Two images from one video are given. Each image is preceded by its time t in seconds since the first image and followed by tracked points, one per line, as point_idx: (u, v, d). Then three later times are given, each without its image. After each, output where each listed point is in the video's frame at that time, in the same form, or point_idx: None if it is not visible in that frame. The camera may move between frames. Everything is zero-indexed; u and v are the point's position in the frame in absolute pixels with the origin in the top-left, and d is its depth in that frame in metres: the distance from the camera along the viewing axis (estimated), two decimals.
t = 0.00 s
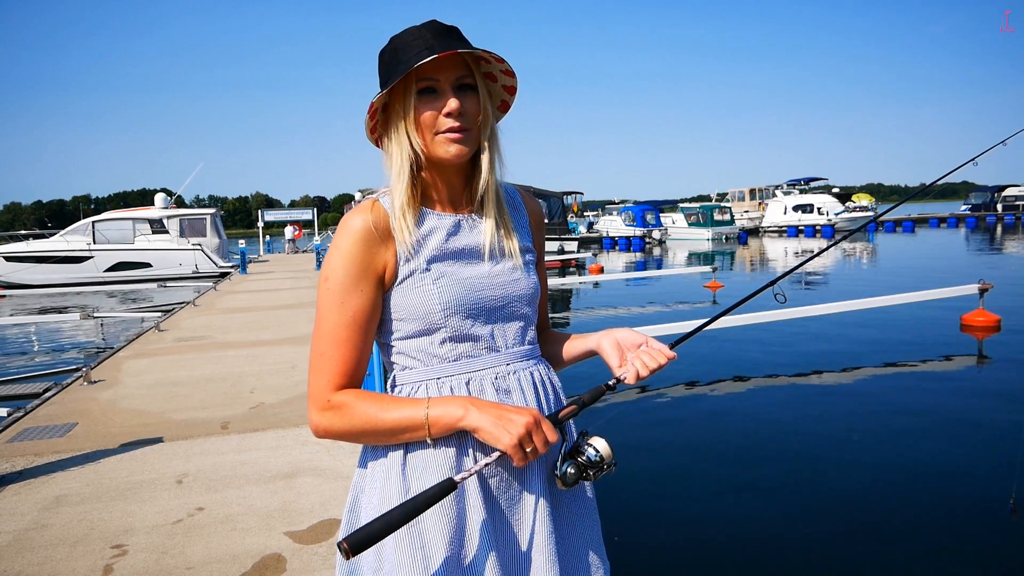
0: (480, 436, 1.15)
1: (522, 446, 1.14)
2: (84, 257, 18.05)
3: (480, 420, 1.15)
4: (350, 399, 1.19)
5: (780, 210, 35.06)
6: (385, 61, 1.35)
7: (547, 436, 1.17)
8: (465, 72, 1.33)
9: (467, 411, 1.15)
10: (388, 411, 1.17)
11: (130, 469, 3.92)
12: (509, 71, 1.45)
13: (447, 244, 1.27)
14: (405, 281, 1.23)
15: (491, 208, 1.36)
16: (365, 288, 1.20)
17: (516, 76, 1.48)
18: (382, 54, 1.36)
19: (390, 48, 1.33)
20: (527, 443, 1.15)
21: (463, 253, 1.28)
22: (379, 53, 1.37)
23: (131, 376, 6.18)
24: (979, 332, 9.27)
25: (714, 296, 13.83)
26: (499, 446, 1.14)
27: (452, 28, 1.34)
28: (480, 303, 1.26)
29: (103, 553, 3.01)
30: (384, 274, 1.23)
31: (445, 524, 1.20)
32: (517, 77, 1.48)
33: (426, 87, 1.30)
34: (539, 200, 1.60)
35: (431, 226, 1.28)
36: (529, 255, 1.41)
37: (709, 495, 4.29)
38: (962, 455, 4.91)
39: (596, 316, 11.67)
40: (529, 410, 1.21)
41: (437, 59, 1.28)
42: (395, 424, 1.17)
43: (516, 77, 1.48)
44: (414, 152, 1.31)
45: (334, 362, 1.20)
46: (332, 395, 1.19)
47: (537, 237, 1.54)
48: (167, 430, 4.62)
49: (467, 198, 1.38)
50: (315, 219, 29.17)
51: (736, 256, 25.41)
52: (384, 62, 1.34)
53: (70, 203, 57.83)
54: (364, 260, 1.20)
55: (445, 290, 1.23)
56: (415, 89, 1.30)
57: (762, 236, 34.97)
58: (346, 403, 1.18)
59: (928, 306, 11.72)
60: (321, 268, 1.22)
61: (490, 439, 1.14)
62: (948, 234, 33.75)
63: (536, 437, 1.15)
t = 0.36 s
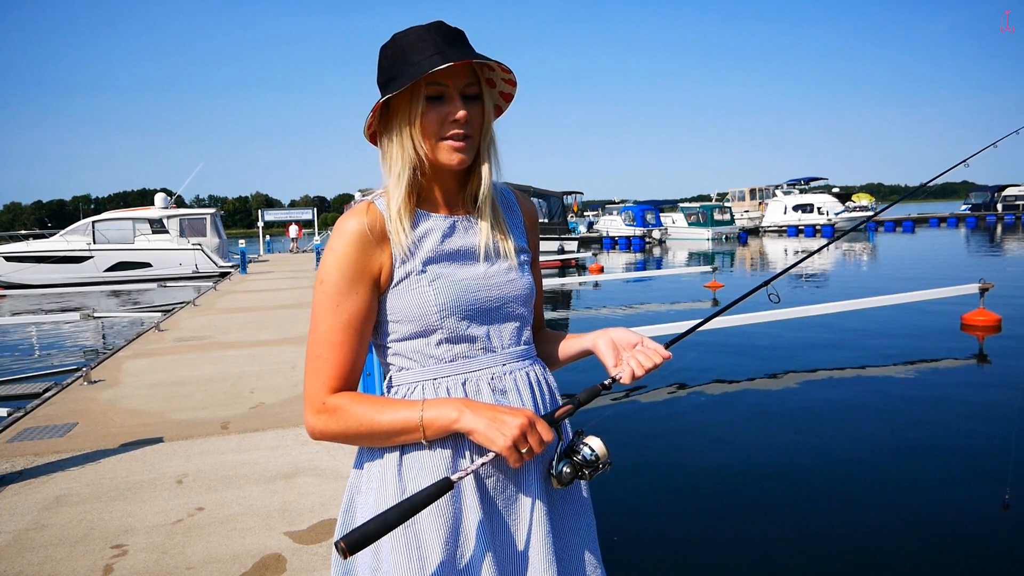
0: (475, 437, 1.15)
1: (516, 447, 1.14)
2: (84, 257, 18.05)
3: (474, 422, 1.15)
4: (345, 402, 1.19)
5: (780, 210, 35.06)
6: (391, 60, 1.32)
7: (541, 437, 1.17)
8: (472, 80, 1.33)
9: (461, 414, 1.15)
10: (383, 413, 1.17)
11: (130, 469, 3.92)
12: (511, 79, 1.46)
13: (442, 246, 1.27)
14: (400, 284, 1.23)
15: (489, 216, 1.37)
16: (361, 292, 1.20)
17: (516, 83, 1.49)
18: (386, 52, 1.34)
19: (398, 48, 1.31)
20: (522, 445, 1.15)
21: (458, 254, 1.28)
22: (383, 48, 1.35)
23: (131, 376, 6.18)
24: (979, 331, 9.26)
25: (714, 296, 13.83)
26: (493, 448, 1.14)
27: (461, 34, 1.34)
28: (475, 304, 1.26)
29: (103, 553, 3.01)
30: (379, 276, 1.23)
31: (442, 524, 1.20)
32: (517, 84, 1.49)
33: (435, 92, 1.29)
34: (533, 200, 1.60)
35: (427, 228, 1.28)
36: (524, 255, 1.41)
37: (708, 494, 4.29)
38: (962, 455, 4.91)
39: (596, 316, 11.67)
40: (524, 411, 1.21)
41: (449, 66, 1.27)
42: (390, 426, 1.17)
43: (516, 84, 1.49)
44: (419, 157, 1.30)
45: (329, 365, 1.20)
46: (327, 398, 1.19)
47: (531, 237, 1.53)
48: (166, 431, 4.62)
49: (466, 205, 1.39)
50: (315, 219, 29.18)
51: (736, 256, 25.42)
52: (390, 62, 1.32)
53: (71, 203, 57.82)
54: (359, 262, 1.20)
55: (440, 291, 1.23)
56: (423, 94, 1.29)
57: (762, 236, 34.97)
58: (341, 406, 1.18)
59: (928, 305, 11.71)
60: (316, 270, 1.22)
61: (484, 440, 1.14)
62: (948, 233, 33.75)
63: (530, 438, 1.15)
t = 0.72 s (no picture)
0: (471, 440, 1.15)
1: (514, 452, 1.14)
2: (84, 257, 18.06)
3: (471, 427, 1.15)
4: (343, 405, 1.19)
5: (780, 210, 35.05)
6: (401, 62, 1.30)
7: (539, 441, 1.17)
8: (484, 87, 1.32)
9: (458, 418, 1.15)
10: (381, 416, 1.17)
11: (130, 469, 3.92)
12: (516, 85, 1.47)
13: (440, 249, 1.27)
14: (398, 287, 1.23)
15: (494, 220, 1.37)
16: (359, 297, 1.20)
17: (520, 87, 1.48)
18: (397, 53, 1.31)
19: (409, 52, 1.30)
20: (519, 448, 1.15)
21: (455, 258, 1.28)
22: (390, 46, 1.33)
23: (131, 376, 6.18)
24: (980, 332, 9.25)
25: (714, 296, 13.83)
26: (490, 453, 1.14)
27: (473, 40, 1.34)
28: (473, 306, 1.26)
29: (103, 553, 3.01)
30: (378, 279, 1.23)
31: (440, 527, 1.20)
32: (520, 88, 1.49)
33: (450, 99, 1.28)
34: (531, 198, 1.60)
35: (425, 230, 1.28)
36: (522, 255, 1.41)
37: (708, 494, 4.29)
38: (962, 455, 4.91)
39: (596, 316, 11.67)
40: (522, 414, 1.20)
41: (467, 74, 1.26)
42: (387, 430, 1.17)
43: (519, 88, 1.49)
44: (431, 163, 1.29)
45: (328, 367, 1.19)
46: (325, 401, 1.19)
47: (529, 236, 1.53)
48: (167, 430, 4.62)
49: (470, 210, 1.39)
50: (315, 220, 29.18)
51: (736, 256, 25.40)
52: (400, 62, 1.30)
53: (71, 203, 57.82)
54: (357, 267, 1.20)
55: (439, 295, 1.23)
56: (437, 101, 1.27)
57: (762, 236, 34.94)
58: (340, 408, 1.18)
59: (928, 305, 11.69)
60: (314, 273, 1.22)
61: (481, 445, 1.14)
62: (948, 233, 33.71)
63: (528, 443, 1.15)
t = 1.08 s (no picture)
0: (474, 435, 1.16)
1: (517, 449, 1.14)
2: (84, 257, 18.06)
3: (476, 424, 1.14)
4: (346, 405, 1.19)
5: (780, 210, 35.03)
6: (407, 58, 1.30)
7: (542, 438, 1.17)
8: (489, 78, 1.34)
9: (462, 415, 1.15)
10: (384, 415, 1.17)
11: (130, 469, 3.92)
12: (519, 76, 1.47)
13: (442, 249, 1.27)
14: (401, 287, 1.23)
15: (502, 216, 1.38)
16: (364, 296, 1.20)
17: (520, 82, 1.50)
18: (403, 50, 1.30)
19: (415, 47, 1.29)
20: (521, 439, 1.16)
21: (458, 257, 1.28)
22: (390, 44, 1.32)
23: (131, 376, 6.17)
24: (979, 332, 9.25)
25: (714, 296, 13.83)
26: (494, 450, 1.14)
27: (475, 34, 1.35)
28: (476, 305, 1.26)
29: (103, 553, 3.01)
30: (380, 280, 1.22)
31: (444, 526, 1.20)
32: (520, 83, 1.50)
33: (460, 90, 1.28)
34: (531, 198, 1.60)
35: (428, 230, 1.28)
36: (523, 254, 1.41)
37: (708, 494, 4.29)
38: (962, 455, 4.90)
39: (595, 316, 11.67)
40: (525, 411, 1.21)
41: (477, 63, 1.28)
42: (391, 429, 1.17)
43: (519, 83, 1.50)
44: (443, 155, 1.29)
45: (331, 368, 1.19)
46: (328, 402, 1.19)
47: (530, 235, 1.53)
48: (167, 430, 4.62)
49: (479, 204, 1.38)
50: (315, 219, 29.19)
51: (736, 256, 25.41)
52: (404, 57, 1.30)
53: (71, 202, 57.83)
54: (359, 267, 1.20)
55: (442, 294, 1.23)
56: (449, 91, 1.27)
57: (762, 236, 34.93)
58: (343, 409, 1.18)
59: (928, 306, 11.69)
60: (317, 274, 1.22)
61: (485, 443, 1.14)
62: (948, 233, 33.69)
63: (532, 440, 1.15)
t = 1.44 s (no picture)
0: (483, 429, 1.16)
1: (532, 443, 1.15)
2: (85, 257, 18.06)
3: (490, 421, 1.15)
4: (354, 409, 1.18)
5: (780, 210, 35.03)
6: (397, 54, 1.29)
7: (555, 429, 1.19)
8: (477, 64, 1.35)
9: (476, 414, 1.15)
10: (396, 416, 1.17)
11: (130, 469, 3.92)
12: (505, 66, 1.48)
13: (447, 247, 1.27)
14: (407, 287, 1.23)
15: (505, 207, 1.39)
16: (372, 297, 1.20)
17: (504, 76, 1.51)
18: (391, 47, 1.30)
19: (403, 42, 1.30)
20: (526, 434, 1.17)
21: (462, 256, 1.28)
22: (374, 54, 1.33)
23: (131, 376, 6.18)
24: (979, 331, 9.25)
25: (714, 296, 13.83)
26: (510, 445, 1.14)
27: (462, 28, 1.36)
28: (482, 304, 1.26)
29: (103, 553, 3.01)
30: (385, 280, 1.22)
31: (452, 524, 1.20)
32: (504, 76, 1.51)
33: (453, 77, 1.29)
34: (529, 198, 1.60)
35: (432, 229, 1.28)
36: (524, 253, 1.42)
37: (709, 494, 4.29)
38: (962, 455, 4.90)
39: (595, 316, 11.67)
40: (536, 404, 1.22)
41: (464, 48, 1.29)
42: (403, 429, 1.17)
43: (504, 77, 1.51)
44: (444, 146, 1.30)
45: (338, 371, 1.19)
46: (336, 405, 1.19)
47: (529, 235, 1.53)
48: (167, 430, 4.62)
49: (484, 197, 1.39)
50: (315, 219, 29.20)
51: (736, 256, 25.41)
52: (395, 53, 1.29)
53: (71, 202, 57.83)
54: (365, 267, 1.20)
55: (448, 293, 1.23)
56: (443, 80, 1.28)
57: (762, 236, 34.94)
58: (351, 412, 1.18)
59: (929, 305, 11.68)
60: (321, 275, 1.21)
61: (499, 439, 1.15)
62: (948, 233, 33.68)
63: (546, 432, 1.17)
